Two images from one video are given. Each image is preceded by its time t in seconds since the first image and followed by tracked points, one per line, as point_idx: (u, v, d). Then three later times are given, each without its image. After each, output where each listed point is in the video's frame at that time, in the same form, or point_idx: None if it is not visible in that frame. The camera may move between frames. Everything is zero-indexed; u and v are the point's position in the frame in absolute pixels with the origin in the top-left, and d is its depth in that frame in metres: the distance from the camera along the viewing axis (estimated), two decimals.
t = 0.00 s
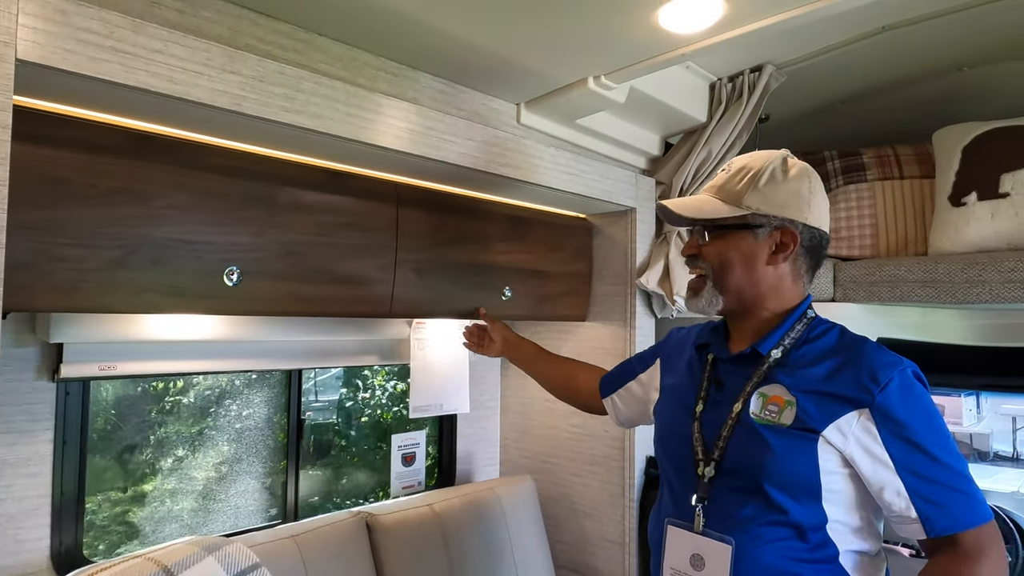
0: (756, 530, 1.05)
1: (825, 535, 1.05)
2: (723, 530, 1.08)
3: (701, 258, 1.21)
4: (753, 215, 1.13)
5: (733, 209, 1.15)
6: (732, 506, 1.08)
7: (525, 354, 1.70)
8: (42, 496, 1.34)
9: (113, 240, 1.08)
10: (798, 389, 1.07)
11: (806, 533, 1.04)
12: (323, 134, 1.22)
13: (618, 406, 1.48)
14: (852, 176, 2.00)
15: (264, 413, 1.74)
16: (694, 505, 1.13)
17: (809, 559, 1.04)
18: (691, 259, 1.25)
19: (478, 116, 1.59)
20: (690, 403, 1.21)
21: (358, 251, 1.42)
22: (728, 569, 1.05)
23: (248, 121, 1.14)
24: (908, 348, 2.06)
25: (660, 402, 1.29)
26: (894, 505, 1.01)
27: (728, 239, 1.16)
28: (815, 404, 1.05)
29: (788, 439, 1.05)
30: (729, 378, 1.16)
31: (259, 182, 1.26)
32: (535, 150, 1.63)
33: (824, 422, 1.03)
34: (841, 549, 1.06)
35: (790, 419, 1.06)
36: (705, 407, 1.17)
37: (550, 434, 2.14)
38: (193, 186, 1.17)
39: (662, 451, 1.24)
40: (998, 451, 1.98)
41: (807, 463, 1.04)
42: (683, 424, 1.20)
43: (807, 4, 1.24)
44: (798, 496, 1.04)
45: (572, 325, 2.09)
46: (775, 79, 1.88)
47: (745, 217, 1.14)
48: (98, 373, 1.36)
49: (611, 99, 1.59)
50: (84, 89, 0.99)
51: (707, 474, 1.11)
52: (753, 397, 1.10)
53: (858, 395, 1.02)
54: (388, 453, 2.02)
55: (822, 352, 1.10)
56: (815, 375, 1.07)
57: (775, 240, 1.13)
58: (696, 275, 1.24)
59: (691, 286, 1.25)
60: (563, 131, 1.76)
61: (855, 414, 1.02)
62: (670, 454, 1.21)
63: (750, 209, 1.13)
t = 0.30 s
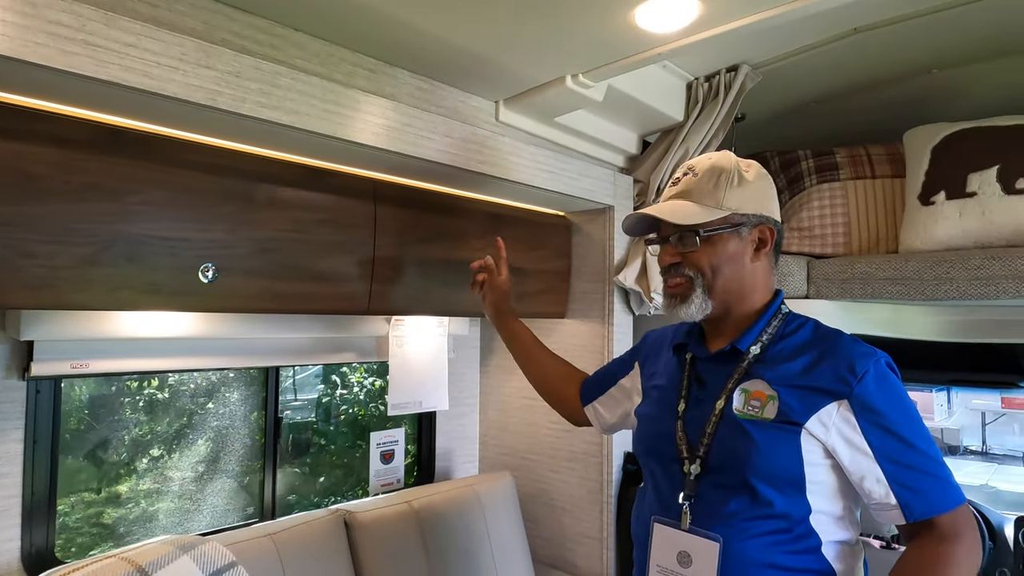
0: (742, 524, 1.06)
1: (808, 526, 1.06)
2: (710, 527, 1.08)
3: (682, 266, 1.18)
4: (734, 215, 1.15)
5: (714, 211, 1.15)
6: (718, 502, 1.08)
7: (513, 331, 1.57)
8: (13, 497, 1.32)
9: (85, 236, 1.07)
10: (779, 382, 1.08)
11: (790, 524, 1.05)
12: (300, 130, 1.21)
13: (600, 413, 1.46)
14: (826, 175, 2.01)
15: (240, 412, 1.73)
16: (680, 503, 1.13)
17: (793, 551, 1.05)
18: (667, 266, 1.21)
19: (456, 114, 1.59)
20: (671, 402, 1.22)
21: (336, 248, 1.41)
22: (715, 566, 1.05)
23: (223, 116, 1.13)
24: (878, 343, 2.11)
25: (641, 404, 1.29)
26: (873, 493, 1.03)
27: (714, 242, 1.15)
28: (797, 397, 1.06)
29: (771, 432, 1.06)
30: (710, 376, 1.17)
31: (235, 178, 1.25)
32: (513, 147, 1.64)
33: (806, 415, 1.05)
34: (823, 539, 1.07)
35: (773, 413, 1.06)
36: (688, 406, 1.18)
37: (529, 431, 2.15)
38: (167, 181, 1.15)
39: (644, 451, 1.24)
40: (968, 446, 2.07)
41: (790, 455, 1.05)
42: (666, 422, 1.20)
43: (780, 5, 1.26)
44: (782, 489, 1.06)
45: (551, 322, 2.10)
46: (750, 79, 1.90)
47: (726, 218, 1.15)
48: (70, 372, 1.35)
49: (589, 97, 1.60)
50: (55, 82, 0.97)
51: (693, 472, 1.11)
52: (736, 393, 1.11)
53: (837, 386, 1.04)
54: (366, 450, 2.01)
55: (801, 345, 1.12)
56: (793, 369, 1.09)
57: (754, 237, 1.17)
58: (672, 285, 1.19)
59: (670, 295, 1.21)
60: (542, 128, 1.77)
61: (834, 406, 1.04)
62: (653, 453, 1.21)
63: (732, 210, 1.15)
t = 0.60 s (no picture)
0: (744, 523, 1.05)
1: (807, 521, 1.06)
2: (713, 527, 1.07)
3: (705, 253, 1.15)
4: (763, 215, 1.16)
5: (749, 206, 1.15)
6: (720, 503, 1.07)
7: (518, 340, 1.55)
8: None
9: (59, 230, 1.04)
10: (774, 379, 1.09)
11: (789, 520, 1.05)
12: (280, 123, 1.20)
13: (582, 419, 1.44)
14: (805, 172, 2.04)
15: (219, 410, 1.71)
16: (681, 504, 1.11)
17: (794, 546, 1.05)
18: (689, 251, 1.16)
19: (438, 109, 1.58)
20: (662, 401, 1.19)
21: (317, 243, 1.40)
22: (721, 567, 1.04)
23: (201, 108, 1.11)
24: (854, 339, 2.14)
25: (628, 407, 1.27)
26: (866, 485, 1.04)
27: (743, 237, 1.15)
28: (793, 392, 1.07)
29: (770, 429, 1.06)
30: (705, 374, 1.16)
31: (213, 172, 1.23)
32: (495, 142, 1.64)
33: (803, 410, 1.05)
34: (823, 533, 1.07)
35: (771, 410, 1.07)
36: (680, 405, 1.16)
37: (511, 427, 2.16)
38: (144, 175, 1.13)
39: (634, 454, 1.21)
40: (941, 440, 2.12)
41: (788, 451, 1.05)
42: (657, 423, 1.18)
43: (763, 1, 1.26)
44: (783, 485, 1.05)
45: (533, 318, 2.10)
46: (731, 76, 1.91)
47: (757, 217, 1.15)
48: (43, 369, 1.32)
49: (571, 93, 1.60)
50: (27, 73, 0.95)
51: (695, 472, 1.09)
52: (732, 392, 1.11)
53: (830, 379, 1.05)
54: (347, 447, 2.00)
55: (790, 340, 1.13)
56: (787, 365, 1.09)
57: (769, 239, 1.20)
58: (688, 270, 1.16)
59: (682, 281, 1.16)
60: (525, 124, 1.77)
61: (829, 399, 1.05)
62: (646, 454, 1.18)
63: (763, 211, 1.16)
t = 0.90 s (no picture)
0: (772, 522, 1.01)
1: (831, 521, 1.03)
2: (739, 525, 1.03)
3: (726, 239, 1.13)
4: (783, 203, 1.15)
5: (769, 192, 1.14)
6: (748, 500, 1.03)
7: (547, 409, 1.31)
8: None
9: (27, 223, 1.02)
10: (806, 374, 1.05)
11: (816, 520, 1.02)
12: (256, 115, 1.18)
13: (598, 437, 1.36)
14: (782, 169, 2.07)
15: (195, 407, 1.68)
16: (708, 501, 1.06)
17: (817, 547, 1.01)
18: (709, 237, 1.15)
19: (417, 102, 1.57)
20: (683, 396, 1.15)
21: (295, 238, 1.38)
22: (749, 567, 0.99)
23: (175, 99, 1.09)
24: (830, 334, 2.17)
25: (642, 405, 1.21)
26: (887, 484, 1.01)
27: (766, 222, 1.13)
28: (825, 387, 1.04)
29: (802, 425, 1.03)
30: (729, 368, 1.12)
31: (187, 165, 1.20)
32: (475, 137, 1.63)
33: (837, 406, 1.02)
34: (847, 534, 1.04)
35: (805, 405, 1.03)
36: (703, 399, 1.11)
37: (491, 423, 2.15)
38: (116, 167, 1.11)
39: (650, 451, 1.16)
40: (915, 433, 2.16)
41: (819, 448, 1.02)
42: (678, 418, 1.13)
43: None
44: (812, 483, 1.02)
45: (513, 314, 2.10)
46: (710, 73, 1.92)
47: (776, 203, 1.14)
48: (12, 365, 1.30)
49: (552, 87, 1.59)
50: None
51: (723, 468, 1.05)
52: (761, 386, 1.07)
53: (862, 376, 1.03)
54: (326, 444, 1.98)
55: (816, 336, 1.11)
56: (816, 360, 1.07)
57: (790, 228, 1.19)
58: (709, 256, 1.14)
59: (702, 267, 1.14)
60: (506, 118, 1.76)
61: (860, 396, 1.02)
62: (665, 451, 1.13)
63: (783, 197, 1.15)
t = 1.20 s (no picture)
0: (820, 523, 0.99)
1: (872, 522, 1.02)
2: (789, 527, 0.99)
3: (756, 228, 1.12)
4: (813, 189, 1.14)
5: (799, 177, 1.13)
6: (796, 501, 1.00)
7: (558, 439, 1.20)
8: None
9: None
10: (853, 370, 1.03)
11: (858, 520, 1.00)
12: (229, 104, 1.15)
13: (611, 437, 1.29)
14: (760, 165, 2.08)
15: (170, 405, 1.64)
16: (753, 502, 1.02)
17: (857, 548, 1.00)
18: (739, 227, 1.14)
19: (396, 94, 1.55)
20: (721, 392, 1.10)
21: (271, 231, 1.35)
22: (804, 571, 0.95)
23: (145, 86, 1.06)
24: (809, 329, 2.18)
25: (669, 402, 1.16)
26: (925, 484, 1.01)
27: (796, 208, 1.12)
28: (872, 385, 1.02)
29: (852, 423, 1.00)
30: (771, 363, 1.08)
31: (160, 154, 1.17)
32: (454, 129, 1.61)
33: (885, 405, 1.01)
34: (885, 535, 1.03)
35: (854, 403, 1.01)
36: (744, 396, 1.07)
37: (472, 419, 2.14)
38: (84, 156, 1.08)
39: (681, 449, 1.11)
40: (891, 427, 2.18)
41: (870, 448, 1.00)
42: (716, 415, 1.08)
43: None
44: (857, 482, 1.00)
45: (494, 309, 2.08)
46: (692, 68, 1.91)
47: (807, 189, 1.13)
48: None
49: (533, 79, 1.58)
50: None
51: (769, 467, 1.01)
52: (809, 383, 1.04)
53: (908, 375, 1.02)
54: (305, 441, 1.95)
55: (855, 334, 1.09)
56: (859, 357, 1.05)
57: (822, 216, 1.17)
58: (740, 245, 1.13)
59: (734, 255, 1.12)
60: (487, 111, 1.74)
61: (903, 394, 1.02)
62: (701, 449, 1.08)
63: (813, 183, 1.13)
